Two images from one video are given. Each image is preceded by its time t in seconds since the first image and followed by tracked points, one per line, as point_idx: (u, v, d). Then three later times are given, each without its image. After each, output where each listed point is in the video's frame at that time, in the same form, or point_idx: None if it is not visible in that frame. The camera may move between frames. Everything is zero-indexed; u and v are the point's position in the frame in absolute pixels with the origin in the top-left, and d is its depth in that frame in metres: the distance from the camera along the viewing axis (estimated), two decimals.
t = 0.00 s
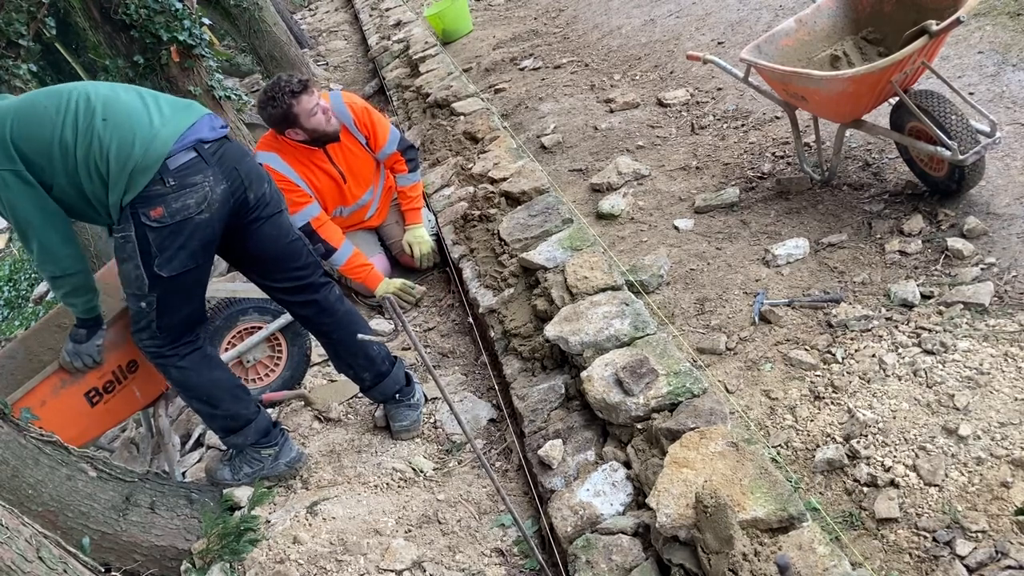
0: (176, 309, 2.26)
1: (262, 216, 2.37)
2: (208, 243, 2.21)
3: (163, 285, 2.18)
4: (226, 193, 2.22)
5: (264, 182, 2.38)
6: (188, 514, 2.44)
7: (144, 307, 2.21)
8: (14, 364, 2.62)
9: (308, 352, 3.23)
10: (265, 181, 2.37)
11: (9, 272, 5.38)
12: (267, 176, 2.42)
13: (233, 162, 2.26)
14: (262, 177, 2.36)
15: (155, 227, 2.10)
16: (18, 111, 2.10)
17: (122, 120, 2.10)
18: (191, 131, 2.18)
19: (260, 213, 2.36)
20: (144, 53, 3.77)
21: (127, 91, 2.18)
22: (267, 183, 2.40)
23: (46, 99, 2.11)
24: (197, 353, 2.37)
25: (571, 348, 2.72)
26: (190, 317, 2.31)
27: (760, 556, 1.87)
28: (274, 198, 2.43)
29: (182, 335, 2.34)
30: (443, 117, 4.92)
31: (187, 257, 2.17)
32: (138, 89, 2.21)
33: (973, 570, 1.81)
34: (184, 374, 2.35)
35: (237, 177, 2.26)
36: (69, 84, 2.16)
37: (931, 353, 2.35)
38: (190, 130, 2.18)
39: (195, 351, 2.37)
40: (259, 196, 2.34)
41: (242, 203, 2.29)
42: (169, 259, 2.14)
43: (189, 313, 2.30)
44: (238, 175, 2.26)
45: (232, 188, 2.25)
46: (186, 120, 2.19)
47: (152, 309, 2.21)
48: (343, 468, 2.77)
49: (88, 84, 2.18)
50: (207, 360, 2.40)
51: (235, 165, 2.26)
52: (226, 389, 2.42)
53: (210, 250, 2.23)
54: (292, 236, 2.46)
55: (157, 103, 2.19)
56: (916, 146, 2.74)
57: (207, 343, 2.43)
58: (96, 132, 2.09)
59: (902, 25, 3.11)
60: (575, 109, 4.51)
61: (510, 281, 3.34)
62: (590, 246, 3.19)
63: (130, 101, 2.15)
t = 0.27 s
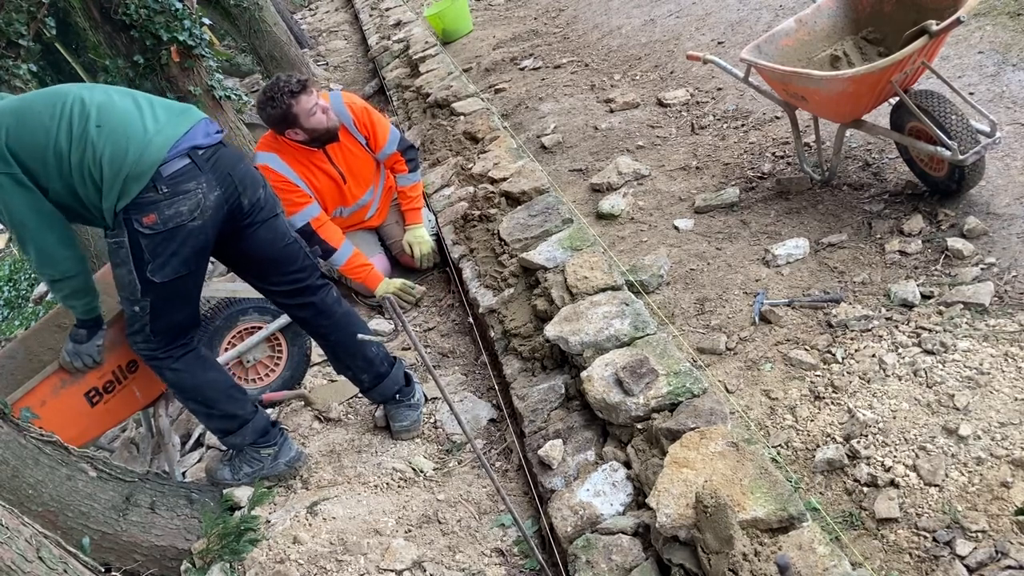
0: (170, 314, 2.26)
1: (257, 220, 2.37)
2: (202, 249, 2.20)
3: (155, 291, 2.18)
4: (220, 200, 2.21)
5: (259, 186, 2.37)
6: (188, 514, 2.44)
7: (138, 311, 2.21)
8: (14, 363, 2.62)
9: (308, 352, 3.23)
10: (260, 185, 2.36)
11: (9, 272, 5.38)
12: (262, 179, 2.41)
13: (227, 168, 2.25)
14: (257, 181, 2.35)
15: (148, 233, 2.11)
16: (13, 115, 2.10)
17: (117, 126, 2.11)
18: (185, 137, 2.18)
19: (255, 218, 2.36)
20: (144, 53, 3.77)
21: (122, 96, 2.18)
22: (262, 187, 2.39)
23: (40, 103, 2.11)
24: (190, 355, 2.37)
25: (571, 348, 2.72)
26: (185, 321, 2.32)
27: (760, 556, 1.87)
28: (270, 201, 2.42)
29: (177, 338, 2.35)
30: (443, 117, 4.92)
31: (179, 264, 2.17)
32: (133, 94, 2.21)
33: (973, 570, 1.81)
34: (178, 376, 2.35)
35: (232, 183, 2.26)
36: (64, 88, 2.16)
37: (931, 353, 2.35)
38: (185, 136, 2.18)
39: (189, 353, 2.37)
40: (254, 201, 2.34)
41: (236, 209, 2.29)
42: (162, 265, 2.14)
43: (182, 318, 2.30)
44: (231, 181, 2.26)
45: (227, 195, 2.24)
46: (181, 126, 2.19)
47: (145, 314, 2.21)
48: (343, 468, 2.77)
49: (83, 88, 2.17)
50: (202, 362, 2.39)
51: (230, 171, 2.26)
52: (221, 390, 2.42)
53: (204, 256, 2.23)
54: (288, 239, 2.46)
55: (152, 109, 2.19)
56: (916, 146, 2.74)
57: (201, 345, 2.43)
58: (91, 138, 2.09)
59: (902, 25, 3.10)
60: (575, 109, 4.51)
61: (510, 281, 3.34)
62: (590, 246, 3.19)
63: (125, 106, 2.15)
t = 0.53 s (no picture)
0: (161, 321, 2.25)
1: (248, 225, 2.36)
2: (191, 255, 2.21)
3: (145, 299, 2.17)
4: (208, 205, 2.21)
5: (248, 191, 2.36)
6: (188, 514, 2.44)
7: (127, 318, 2.20)
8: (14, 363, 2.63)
9: (308, 352, 3.23)
10: (249, 191, 2.35)
11: (9, 272, 5.38)
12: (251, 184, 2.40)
13: (215, 173, 2.24)
14: (246, 187, 2.35)
15: (137, 239, 2.10)
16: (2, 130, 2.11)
17: (103, 134, 2.10)
18: (172, 143, 2.17)
19: (246, 223, 2.35)
20: (144, 53, 3.77)
21: (108, 106, 2.18)
22: (252, 192, 2.38)
23: (28, 117, 2.12)
24: (180, 361, 2.36)
25: (571, 348, 2.72)
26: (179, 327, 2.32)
27: (760, 556, 1.87)
28: (261, 206, 2.41)
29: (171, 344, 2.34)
30: (443, 117, 4.92)
31: (168, 269, 2.17)
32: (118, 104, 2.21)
33: (973, 570, 1.81)
34: (170, 382, 2.34)
35: (220, 188, 2.25)
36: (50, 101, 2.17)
37: (931, 353, 2.35)
38: (171, 142, 2.17)
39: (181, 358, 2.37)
40: (245, 207, 2.33)
41: (227, 214, 2.29)
42: (151, 271, 2.14)
43: (171, 325, 2.29)
44: (221, 187, 2.25)
45: (215, 200, 2.24)
46: (167, 132, 2.18)
47: (135, 321, 2.21)
48: (343, 468, 2.77)
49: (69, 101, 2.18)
50: (194, 366, 2.39)
51: (217, 176, 2.25)
52: (215, 393, 2.42)
53: (193, 262, 2.22)
54: (281, 243, 2.45)
55: (138, 116, 2.19)
56: (916, 146, 2.74)
57: (193, 349, 2.42)
58: (78, 147, 2.09)
59: (902, 25, 3.10)
60: (575, 109, 4.51)
61: (510, 281, 3.34)
62: (590, 246, 3.19)
63: (111, 114, 2.15)
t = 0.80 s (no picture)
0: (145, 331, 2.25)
1: (233, 233, 2.36)
2: (173, 263, 2.19)
3: (126, 309, 2.17)
4: (189, 212, 2.20)
5: (231, 198, 2.35)
6: (188, 514, 2.44)
7: (110, 329, 2.20)
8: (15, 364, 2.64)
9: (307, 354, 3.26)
10: (232, 198, 2.34)
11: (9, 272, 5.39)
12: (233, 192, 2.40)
13: (195, 181, 2.24)
14: (228, 194, 2.34)
15: (117, 249, 2.10)
16: None
17: (79, 149, 2.11)
18: (148, 154, 2.18)
19: (231, 230, 2.34)
20: (144, 53, 3.78)
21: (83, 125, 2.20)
22: (235, 199, 2.37)
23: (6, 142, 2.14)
24: (165, 372, 2.36)
25: (571, 348, 2.72)
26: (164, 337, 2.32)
27: (760, 556, 1.87)
28: (245, 213, 2.41)
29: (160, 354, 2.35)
30: (443, 117, 4.92)
31: (150, 278, 2.15)
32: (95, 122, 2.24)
33: (973, 570, 1.80)
34: (156, 394, 2.35)
35: (201, 196, 2.25)
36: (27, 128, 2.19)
37: (931, 353, 2.35)
38: (147, 152, 2.18)
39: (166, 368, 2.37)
40: (228, 214, 2.32)
41: (211, 222, 2.28)
42: (132, 280, 2.13)
43: (155, 335, 2.28)
44: (201, 195, 2.25)
45: (196, 208, 2.23)
46: (142, 143, 2.20)
47: (119, 331, 2.20)
48: (343, 468, 2.77)
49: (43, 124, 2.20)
50: (178, 376, 2.39)
51: (197, 184, 2.25)
52: (203, 401, 2.41)
53: (176, 271, 2.22)
54: (268, 248, 2.45)
55: (112, 131, 2.20)
56: (916, 146, 2.74)
57: (176, 359, 2.42)
58: (55, 164, 2.09)
59: (902, 25, 3.10)
60: (575, 109, 4.51)
61: (510, 281, 3.34)
62: (590, 246, 3.19)
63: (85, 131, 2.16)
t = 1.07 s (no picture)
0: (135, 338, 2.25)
1: (223, 240, 2.36)
2: (161, 270, 2.19)
3: (115, 316, 2.17)
4: (175, 221, 2.21)
5: (219, 206, 2.35)
6: (188, 514, 2.44)
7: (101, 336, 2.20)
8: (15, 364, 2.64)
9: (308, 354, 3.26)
10: (220, 205, 2.35)
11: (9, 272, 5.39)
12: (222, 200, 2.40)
13: (182, 189, 2.24)
14: (216, 202, 2.34)
15: (103, 258, 2.09)
16: None
17: (66, 156, 2.12)
18: (134, 161, 2.18)
19: (220, 238, 2.35)
20: (144, 53, 3.77)
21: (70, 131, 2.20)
22: (223, 207, 2.38)
23: None
24: (160, 375, 2.37)
25: (571, 348, 2.72)
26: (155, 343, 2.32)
27: (760, 556, 1.87)
28: (234, 220, 2.41)
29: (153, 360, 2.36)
30: (443, 117, 4.92)
31: (137, 286, 2.15)
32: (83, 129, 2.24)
33: (973, 570, 1.80)
34: (153, 397, 2.35)
35: (188, 205, 2.25)
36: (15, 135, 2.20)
37: (931, 353, 2.35)
38: (134, 160, 2.19)
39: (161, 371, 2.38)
40: (216, 221, 2.32)
41: (199, 229, 2.28)
42: (119, 289, 2.13)
43: (146, 341, 2.28)
44: (188, 203, 2.25)
45: (183, 216, 2.23)
46: (129, 150, 2.20)
47: (110, 338, 2.20)
48: (343, 468, 2.77)
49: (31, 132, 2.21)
50: (174, 379, 2.39)
51: (184, 192, 2.25)
52: (200, 402, 2.41)
53: (164, 279, 2.22)
54: (259, 254, 2.45)
55: (100, 137, 2.21)
56: (916, 146, 2.75)
57: (172, 362, 2.42)
58: (41, 171, 2.10)
59: (902, 25, 3.10)
60: (575, 109, 4.51)
61: (510, 281, 3.34)
62: (590, 246, 3.19)
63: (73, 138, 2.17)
